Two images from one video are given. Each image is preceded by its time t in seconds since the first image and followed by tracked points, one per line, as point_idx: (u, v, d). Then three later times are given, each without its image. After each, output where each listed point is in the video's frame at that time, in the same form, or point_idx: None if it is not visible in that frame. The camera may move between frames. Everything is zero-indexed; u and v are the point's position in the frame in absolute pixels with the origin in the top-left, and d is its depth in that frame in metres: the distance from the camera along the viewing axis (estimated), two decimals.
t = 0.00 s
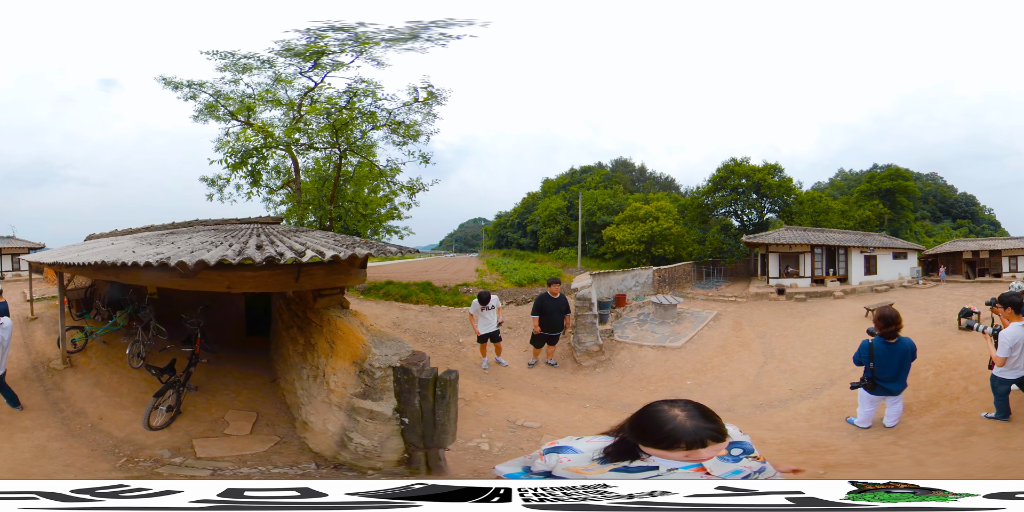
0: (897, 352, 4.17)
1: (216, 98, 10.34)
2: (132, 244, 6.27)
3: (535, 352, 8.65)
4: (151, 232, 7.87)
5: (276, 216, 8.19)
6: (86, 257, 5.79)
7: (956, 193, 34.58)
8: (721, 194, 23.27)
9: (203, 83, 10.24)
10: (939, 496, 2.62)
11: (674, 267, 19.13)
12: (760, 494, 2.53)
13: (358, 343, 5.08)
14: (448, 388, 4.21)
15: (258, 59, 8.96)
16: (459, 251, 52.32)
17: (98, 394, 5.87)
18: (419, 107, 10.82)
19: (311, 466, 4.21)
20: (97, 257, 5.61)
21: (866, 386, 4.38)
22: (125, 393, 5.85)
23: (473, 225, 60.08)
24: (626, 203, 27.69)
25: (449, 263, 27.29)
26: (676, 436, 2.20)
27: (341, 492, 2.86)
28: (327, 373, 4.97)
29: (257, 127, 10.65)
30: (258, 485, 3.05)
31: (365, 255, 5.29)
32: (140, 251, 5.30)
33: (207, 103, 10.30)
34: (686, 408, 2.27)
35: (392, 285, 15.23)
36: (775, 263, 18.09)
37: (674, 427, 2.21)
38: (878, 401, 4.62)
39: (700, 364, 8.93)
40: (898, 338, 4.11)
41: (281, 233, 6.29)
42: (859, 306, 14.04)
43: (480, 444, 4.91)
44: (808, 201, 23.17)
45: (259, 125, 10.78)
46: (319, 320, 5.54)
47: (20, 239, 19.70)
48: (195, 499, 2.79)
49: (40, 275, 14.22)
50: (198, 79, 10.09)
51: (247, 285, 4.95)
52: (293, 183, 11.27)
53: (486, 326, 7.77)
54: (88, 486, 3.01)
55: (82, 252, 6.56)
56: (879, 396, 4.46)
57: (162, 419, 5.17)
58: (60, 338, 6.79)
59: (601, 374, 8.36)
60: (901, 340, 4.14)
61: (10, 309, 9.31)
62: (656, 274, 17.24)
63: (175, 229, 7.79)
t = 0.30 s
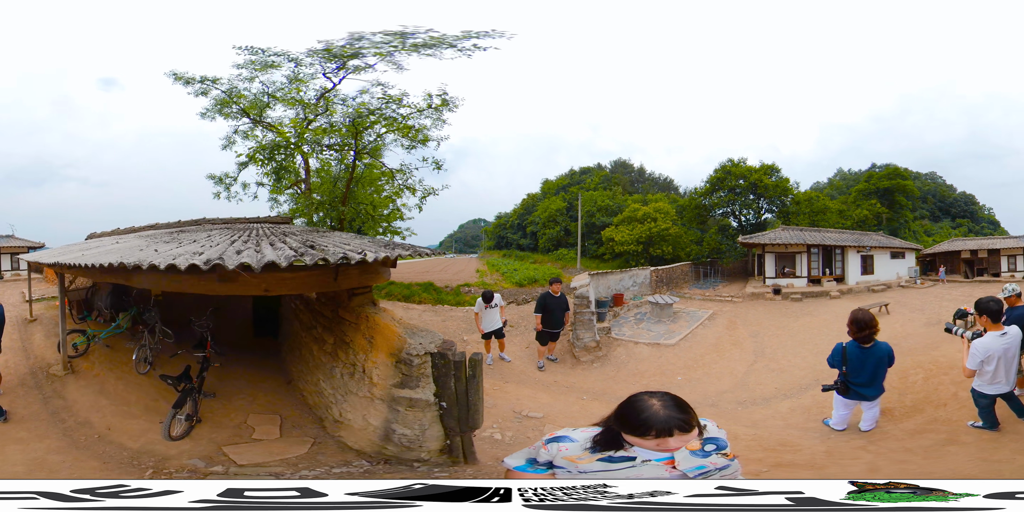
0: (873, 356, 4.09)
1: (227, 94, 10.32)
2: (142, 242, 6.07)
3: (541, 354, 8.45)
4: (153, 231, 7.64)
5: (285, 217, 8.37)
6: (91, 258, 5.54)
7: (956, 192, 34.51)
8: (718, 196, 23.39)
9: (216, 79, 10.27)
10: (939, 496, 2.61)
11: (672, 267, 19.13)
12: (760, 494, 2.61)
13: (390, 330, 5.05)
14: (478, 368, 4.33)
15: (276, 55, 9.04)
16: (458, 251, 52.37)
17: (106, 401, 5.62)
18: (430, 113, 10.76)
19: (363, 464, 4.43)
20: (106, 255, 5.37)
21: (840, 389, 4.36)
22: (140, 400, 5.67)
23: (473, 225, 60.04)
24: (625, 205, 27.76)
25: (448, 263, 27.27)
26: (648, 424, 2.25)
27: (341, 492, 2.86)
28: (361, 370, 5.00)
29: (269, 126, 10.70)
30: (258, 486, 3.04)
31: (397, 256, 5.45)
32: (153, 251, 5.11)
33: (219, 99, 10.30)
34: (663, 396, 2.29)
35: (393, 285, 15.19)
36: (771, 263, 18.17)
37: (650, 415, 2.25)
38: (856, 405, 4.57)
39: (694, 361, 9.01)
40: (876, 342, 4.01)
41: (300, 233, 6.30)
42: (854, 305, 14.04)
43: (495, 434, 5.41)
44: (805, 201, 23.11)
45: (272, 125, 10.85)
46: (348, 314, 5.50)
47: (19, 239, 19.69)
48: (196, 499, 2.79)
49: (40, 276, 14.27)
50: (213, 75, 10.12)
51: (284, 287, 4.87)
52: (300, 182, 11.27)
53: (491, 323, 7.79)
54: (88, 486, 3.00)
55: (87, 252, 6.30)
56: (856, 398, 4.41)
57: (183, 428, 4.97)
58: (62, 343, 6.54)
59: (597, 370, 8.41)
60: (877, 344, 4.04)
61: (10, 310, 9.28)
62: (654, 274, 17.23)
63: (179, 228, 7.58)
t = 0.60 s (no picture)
0: (837, 367, 4.02)
1: (245, 93, 10.33)
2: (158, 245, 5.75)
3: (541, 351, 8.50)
4: (156, 234, 7.24)
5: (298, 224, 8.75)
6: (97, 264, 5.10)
7: (954, 192, 34.50)
8: (715, 197, 23.45)
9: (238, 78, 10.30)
10: (939, 496, 2.59)
11: (669, 268, 19.13)
12: (759, 494, 2.63)
13: (423, 329, 5.53)
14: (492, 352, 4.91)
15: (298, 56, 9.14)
16: (457, 252, 52.39)
17: (120, 416, 5.21)
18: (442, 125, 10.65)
19: (405, 454, 4.80)
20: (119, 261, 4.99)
21: (802, 398, 4.32)
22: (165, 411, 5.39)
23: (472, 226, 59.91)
24: (624, 207, 27.80)
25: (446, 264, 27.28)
26: (619, 410, 2.27)
27: (341, 492, 2.85)
28: (394, 361, 5.21)
29: (284, 127, 10.71)
30: (258, 485, 3.01)
31: (428, 270, 5.88)
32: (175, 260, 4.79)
33: (236, 97, 10.29)
34: (639, 387, 2.26)
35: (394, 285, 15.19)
36: (766, 264, 18.20)
37: (622, 402, 2.28)
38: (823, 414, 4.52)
39: (682, 359, 9.17)
40: (842, 355, 3.94)
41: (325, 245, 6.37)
42: (849, 306, 14.04)
43: (501, 421, 5.79)
44: (802, 202, 23.07)
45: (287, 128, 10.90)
46: (380, 315, 5.70)
47: (18, 239, 19.67)
48: (196, 499, 2.77)
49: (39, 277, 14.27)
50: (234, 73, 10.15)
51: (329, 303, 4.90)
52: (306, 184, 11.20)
53: (495, 321, 7.75)
54: (88, 486, 2.97)
55: (92, 255, 5.84)
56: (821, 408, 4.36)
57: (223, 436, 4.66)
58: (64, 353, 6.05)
59: (591, 365, 8.73)
60: (845, 358, 3.96)
61: (8, 312, 9.21)
62: (650, 275, 17.23)
63: (186, 230, 7.25)
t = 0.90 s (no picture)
0: (814, 376, 4.04)
1: (255, 94, 10.37)
2: (175, 256, 5.50)
3: (541, 349, 8.62)
4: (159, 239, 6.92)
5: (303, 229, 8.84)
6: (110, 277, 4.78)
7: (954, 192, 34.48)
8: (713, 198, 23.43)
9: (249, 79, 10.33)
10: (939, 496, 2.58)
11: (667, 270, 19.10)
12: (759, 494, 2.60)
13: (437, 330, 5.61)
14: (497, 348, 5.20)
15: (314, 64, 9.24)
16: (457, 252, 52.31)
17: (132, 428, 5.03)
18: (449, 131, 10.65)
19: (422, 448, 4.94)
20: (136, 276, 4.71)
21: (778, 404, 4.37)
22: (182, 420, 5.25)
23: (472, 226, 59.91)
24: (624, 207, 27.78)
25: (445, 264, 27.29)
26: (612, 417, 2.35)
27: (341, 492, 2.84)
28: (409, 360, 5.26)
29: (293, 130, 10.76)
30: (258, 485, 3.00)
31: (443, 283, 6.04)
32: (202, 278, 4.59)
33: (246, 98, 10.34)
34: (630, 395, 2.35)
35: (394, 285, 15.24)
36: (762, 265, 18.37)
37: (617, 411, 2.35)
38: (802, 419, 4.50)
39: (675, 360, 9.25)
40: (819, 366, 3.94)
41: (341, 259, 6.39)
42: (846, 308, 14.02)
43: (502, 415, 6.04)
44: (800, 202, 23.05)
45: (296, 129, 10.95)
46: (395, 318, 5.73)
47: (17, 239, 19.66)
48: (196, 499, 2.76)
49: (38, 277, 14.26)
50: (246, 74, 10.20)
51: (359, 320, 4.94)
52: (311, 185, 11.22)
53: (496, 323, 7.83)
54: (88, 486, 2.96)
55: (100, 264, 5.49)
56: (798, 414, 4.38)
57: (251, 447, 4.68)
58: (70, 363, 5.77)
59: (586, 363, 8.93)
60: (823, 368, 3.97)
61: (7, 316, 9.17)
62: (648, 277, 17.20)
63: (191, 236, 6.99)
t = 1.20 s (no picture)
0: (798, 379, 4.05)
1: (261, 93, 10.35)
2: (186, 266, 5.36)
3: (541, 350, 8.64)
4: (161, 244, 6.73)
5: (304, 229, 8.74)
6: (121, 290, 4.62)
7: (954, 192, 34.45)
8: (712, 198, 23.43)
9: (254, 78, 10.31)
10: (939, 496, 2.59)
11: (666, 270, 19.10)
12: (759, 494, 2.62)
13: (447, 332, 5.53)
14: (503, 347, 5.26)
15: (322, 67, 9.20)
16: (456, 252, 52.36)
17: (139, 434, 4.94)
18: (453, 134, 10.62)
19: (436, 445, 4.94)
20: (149, 290, 4.56)
21: (764, 405, 4.37)
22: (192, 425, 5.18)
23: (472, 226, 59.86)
24: (623, 207, 27.76)
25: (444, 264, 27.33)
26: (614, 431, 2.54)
27: (341, 492, 2.85)
28: (419, 361, 5.24)
29: (297, 130, 10.76)
30: (258, 486, 3.00)
31: (453, 291, 6.11)
32: (222, 294, 4.47)
33: (251, 98, 10.32)
34: (634, 412, 2.55)
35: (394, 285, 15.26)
36: (761, 267, 18.41)
37: (620, 425, 2.55)
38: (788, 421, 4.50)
39: (673, 360, 9.30)
40: (803, 369, 3.96)
41: (353, 266, 6.39)
42: (844, 309, 14.03)
43: (505, 412, 6.05)
44: (799, 203, 23.02)
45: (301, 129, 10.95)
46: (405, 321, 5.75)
47: (18, 239, 19.70)
48: (195, 499, 2.75)
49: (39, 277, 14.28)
50: (251, 74, 10.18)
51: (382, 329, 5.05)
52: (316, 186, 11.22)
53: (499, 323, 7.80)
54: (88, 486, 2.97)
55: (106, 274, 5.31)
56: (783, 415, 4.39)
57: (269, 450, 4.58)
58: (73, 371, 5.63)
59: (586, 362, 8.95)
60: (807, 371, 3.98)
61: (7, 318, 9.16)
62: (647, 277, 17.19)
63: (195, 241, 6.81)
